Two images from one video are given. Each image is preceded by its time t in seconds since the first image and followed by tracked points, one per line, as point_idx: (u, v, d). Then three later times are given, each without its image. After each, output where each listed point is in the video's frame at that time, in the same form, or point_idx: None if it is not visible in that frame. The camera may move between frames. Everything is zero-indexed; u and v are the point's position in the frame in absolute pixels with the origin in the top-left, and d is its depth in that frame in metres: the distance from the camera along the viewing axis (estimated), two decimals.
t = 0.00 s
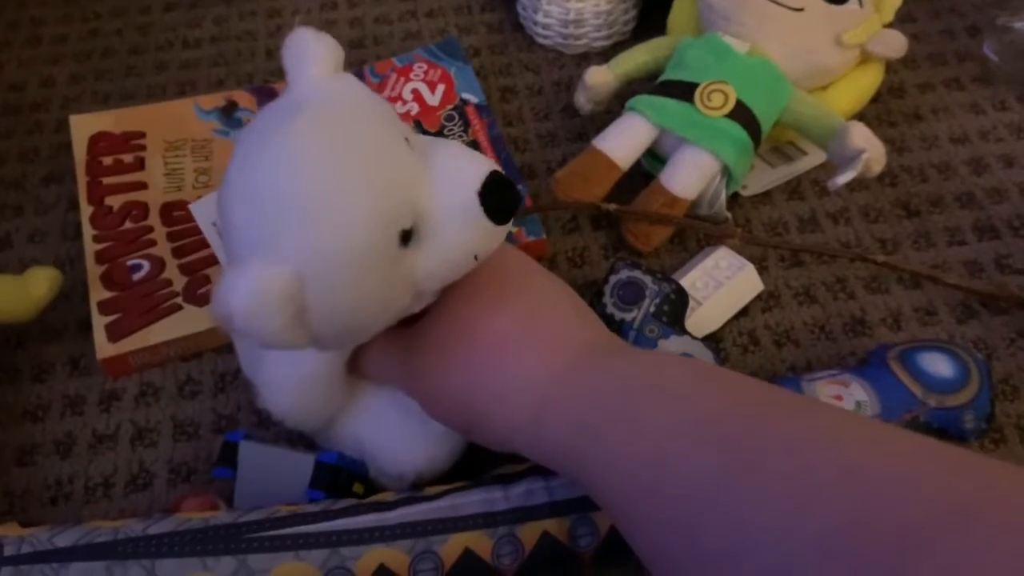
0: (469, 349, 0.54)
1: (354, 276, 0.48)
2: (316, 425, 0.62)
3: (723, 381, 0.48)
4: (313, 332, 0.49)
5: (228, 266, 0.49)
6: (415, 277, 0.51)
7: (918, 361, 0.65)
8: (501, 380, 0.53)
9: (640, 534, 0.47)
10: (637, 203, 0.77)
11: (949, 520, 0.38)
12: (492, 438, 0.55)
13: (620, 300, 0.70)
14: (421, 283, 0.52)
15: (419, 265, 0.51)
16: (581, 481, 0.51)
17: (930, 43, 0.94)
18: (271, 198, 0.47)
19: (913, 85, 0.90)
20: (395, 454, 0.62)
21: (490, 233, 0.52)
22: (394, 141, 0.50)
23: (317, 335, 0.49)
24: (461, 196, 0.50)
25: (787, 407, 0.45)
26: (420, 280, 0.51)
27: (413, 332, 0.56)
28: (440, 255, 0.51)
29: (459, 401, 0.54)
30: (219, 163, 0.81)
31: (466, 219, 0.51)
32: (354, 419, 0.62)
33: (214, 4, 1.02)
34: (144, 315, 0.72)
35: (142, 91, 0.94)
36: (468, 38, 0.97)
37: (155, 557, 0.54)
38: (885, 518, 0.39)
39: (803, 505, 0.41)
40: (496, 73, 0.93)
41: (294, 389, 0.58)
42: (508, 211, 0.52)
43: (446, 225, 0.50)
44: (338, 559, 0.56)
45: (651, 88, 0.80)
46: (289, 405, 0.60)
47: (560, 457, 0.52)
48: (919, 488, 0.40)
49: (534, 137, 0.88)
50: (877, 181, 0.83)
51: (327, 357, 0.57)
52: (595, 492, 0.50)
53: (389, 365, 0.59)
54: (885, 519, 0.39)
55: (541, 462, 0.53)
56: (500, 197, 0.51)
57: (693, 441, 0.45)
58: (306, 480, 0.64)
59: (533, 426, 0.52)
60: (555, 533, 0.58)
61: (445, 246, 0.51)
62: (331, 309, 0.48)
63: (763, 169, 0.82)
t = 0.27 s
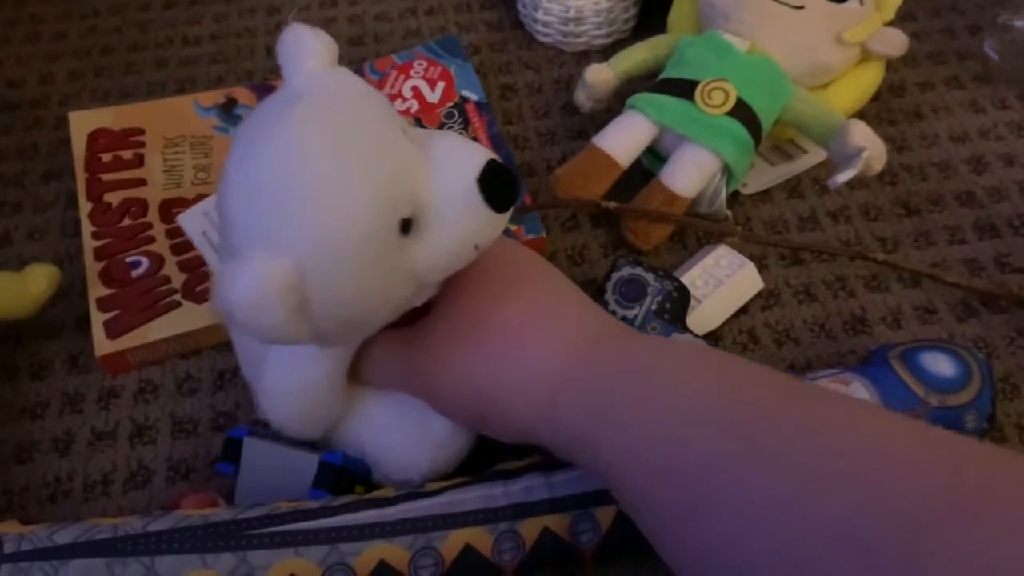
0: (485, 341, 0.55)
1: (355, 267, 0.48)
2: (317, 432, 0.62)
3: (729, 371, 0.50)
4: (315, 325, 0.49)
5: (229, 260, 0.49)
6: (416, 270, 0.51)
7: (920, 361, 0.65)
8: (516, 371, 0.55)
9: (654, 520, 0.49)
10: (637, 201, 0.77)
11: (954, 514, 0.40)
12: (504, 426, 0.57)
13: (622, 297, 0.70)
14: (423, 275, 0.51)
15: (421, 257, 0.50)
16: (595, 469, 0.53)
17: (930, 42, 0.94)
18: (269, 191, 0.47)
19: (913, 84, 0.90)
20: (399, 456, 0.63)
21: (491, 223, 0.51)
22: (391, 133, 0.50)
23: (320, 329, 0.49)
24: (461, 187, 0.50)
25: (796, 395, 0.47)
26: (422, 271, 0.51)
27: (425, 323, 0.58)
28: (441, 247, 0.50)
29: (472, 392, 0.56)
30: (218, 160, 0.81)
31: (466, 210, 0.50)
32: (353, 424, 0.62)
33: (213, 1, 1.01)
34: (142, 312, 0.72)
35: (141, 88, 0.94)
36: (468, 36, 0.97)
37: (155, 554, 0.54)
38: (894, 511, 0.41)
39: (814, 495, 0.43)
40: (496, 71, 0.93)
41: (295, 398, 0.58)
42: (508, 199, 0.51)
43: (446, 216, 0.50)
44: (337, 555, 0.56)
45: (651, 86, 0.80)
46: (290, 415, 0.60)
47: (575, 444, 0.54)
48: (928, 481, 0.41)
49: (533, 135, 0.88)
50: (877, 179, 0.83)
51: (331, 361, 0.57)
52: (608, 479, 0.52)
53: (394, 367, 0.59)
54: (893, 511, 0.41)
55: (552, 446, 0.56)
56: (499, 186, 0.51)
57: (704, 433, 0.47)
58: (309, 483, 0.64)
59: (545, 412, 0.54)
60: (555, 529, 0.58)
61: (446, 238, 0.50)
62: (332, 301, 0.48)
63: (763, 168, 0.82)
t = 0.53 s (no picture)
0: (489, 338, 0.56)
1: (384, 272, 0.48)
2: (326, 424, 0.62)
3: (729, 369, 0.50)
4: (345, 330, 0.50)
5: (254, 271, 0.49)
6: (436, 267, 0.52)
7: (920, 360, 0.66)
8: (520, 368, 0.55)
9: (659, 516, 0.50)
10: (639, 199, 0.77)
11: (949, 506, 0.41)
12: (510, 422, 0.57)
13: (624, 295, 0.70)
14: (441, 273, 0.52)
15: (440, 255, 0.52)
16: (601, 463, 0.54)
17: (930, 43, 0.94)
18: (294, 202, 0.47)
19: (913, 84, 0.91)
20: (404, 450, 0.63)
21: (505, 218, 0.53)
22: (407, 137, 0.51)
23: (348, 332, 0.50)
24: (479, 185, 0.52)
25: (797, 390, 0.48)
26: (443, 269, 0.52)
27: (428, 320, 0.58)
28: (460, 244, 0.52)
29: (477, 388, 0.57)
30: (222, 158, 0.82)
31: (484, 206, 0.52)
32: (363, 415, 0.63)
33: None
34: (146, 308, 0.72)
35: (144, 86, 0.94)
36: (470, 35, 0.97)
37: (160, 548, 0.55)
38: (892, 505, 0.42)
39: (815, 491, 0.44)
40: (498, 70, 0.94)
41: (314, 389, 0.59)
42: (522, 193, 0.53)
43: (465, 213, 0.52)
44: (341, 549, 0.56)
45: (652, 86, 0.80)
46: (305, 403, 0.60)
47: (581, 437, 0.54)
48: (925, 475, 0.42)
49: (535, 134, 0.89)
50: (877, 179, 0.84)
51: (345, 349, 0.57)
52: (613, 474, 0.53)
53: (400, 362, 0.61)
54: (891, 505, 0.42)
55: (559, 442, 0.56)
56: (514, 182, 0.53)
57: (709, 432, 0.47)
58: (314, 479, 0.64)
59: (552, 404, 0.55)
60: (557, 524, 0.58)
61: (465, 234, 0.52)
62: (363, 306, 0.49)
63: (764, 167, 0.82)
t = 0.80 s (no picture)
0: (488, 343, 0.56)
1: (375, 228, 0.49)
2: (318, 413, 0.61)
3: (729, 376, 0.51)
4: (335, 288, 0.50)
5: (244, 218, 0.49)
6: (431, 235, 0.52)
7: (925, 359, 0.66)
8: (518, 371, 0.55)
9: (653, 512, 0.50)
10: (643, 199, 0.77)
11: (949, 518, 0.41)
12: (506, 429, 0.57)
13: (628, 296, 0.70)
14: (437, 244, 0.52)
15: (437, 222, 0.52)
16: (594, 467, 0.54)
17: (935, 43, 0.94)
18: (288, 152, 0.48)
19: (918, 85, 0.91)
20: (404, 445, 0.62)
21: (502, 190, 0.54)
22: (407, 103, 0.51)
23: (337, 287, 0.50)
24: (475, 153, 0.53)
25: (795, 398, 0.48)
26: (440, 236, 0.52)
27: (431, 327, 0.58)
28: (457, 211, 0.52)
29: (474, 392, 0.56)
30: (225, 157, 0.81)
31: (480, 174, 0.53)
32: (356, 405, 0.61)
33: None
34: (150, 308, 0.72)
35: (148, 85, 0.94)
36: (474, 35, 0.97)
37: (165, 549, 0.55)
38: (892, 511, 0.43)
39: (815, 491, 0.44)
40: (502, 69, 0.94)
41: (305, 378, 0.57)
42: (519, 166, 0.54)
43: (461, 180, 0.52)
44: (347, 552, 0.56)
45: (658, 86, 0.80)
46: (299, 390, 0.58)
47: (576, 446, 0.54)
48: (923, 486, 0.43)
49: (539, 133, 0.88)
50: (882, 180, 0.83)
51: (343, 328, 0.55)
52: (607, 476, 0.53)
53: (402, 350, 0.59)
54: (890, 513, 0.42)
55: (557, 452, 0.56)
56: (511, 155, 0.54)
57: (709, 434, 0.48)
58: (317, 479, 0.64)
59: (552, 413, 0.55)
60: (562, 527, 0.59)
61: (461, 201, 0.52)
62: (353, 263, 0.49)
63: (768, 168, 0.82)
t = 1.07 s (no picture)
0: (486, 344, 0.55)
1: (364, 238, 0.48)
2: (315, 421, 0.61)
3: (728, 375, 0.50)
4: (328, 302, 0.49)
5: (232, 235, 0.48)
6: (423, 241, 0.50)
7: (932, 358, 0.65)
8: (517, 371, 0.54)
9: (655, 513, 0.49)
10: (646, 196, 0.76)
11: (961, 519, 0.40)
12: (507, 431, 0.56)
13: (630, 295, 0.69)
14: (429, 249, 0.51)
15: (428, 229, 0.50)
16: (596, 470, 0.53)
17: (941, 38, 0.93)
18: (272, 165, 0.47)
19: (924, 81, 0.89)
20: (403, 453, 0.61)
21: (495, 194, 0.52)
22: (394, 106, 0.50)
23: (330, 300, 0.49)
24: (466, 154, 0.51)
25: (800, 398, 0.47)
26: (433, 244, 0.51)
27: (433, 327, 0.57)
28: (449, 213, 0.51)
29: (473, 393, 0.56)
30: (222, 153, 0.80)
31: (472, 178, 0.51)
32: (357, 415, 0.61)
33: None
34: (145, 306, 0.71)
35: (144, 79, 0.93)
36: (474, 29, 0.95)
37: (159, 551, 0.54)
38: (894, 512, 0.41)
39: (821, 494, 0.43)
40: (502, 64, 0.92)
41: (304, 389, 0.57)
42: (511, 168, 0.52)
43: (452, 185, 0.50)
44: (345, 554, 0.55)
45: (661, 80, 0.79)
46: (298, 401, 0.58)
47: (578, 446, 0.53)
48: (931, 487, 0.42)
49: (541, 129, 0.87)
50: (888, 176, 0.82)
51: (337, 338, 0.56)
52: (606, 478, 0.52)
53: (398, 359, 0.59)
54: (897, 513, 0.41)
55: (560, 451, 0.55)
56: (503, 157, 0.52)
57: (711, 435, 0.47)
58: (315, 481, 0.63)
59: (552, 414, 0.54)
60: (563, 529, 0.57)
61: (453, 205, 0.51)
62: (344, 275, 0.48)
63: (773, 164, 0.81)
